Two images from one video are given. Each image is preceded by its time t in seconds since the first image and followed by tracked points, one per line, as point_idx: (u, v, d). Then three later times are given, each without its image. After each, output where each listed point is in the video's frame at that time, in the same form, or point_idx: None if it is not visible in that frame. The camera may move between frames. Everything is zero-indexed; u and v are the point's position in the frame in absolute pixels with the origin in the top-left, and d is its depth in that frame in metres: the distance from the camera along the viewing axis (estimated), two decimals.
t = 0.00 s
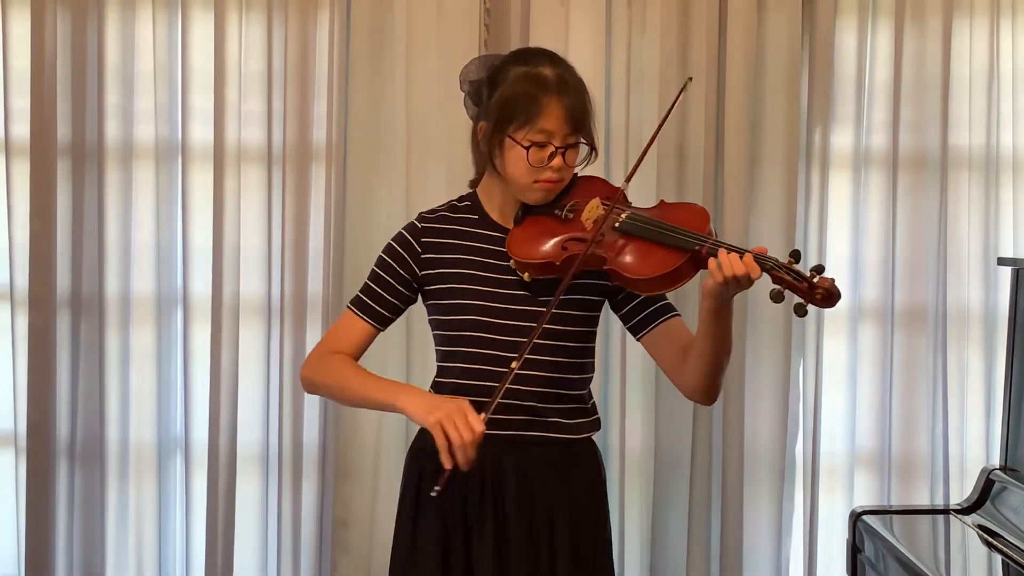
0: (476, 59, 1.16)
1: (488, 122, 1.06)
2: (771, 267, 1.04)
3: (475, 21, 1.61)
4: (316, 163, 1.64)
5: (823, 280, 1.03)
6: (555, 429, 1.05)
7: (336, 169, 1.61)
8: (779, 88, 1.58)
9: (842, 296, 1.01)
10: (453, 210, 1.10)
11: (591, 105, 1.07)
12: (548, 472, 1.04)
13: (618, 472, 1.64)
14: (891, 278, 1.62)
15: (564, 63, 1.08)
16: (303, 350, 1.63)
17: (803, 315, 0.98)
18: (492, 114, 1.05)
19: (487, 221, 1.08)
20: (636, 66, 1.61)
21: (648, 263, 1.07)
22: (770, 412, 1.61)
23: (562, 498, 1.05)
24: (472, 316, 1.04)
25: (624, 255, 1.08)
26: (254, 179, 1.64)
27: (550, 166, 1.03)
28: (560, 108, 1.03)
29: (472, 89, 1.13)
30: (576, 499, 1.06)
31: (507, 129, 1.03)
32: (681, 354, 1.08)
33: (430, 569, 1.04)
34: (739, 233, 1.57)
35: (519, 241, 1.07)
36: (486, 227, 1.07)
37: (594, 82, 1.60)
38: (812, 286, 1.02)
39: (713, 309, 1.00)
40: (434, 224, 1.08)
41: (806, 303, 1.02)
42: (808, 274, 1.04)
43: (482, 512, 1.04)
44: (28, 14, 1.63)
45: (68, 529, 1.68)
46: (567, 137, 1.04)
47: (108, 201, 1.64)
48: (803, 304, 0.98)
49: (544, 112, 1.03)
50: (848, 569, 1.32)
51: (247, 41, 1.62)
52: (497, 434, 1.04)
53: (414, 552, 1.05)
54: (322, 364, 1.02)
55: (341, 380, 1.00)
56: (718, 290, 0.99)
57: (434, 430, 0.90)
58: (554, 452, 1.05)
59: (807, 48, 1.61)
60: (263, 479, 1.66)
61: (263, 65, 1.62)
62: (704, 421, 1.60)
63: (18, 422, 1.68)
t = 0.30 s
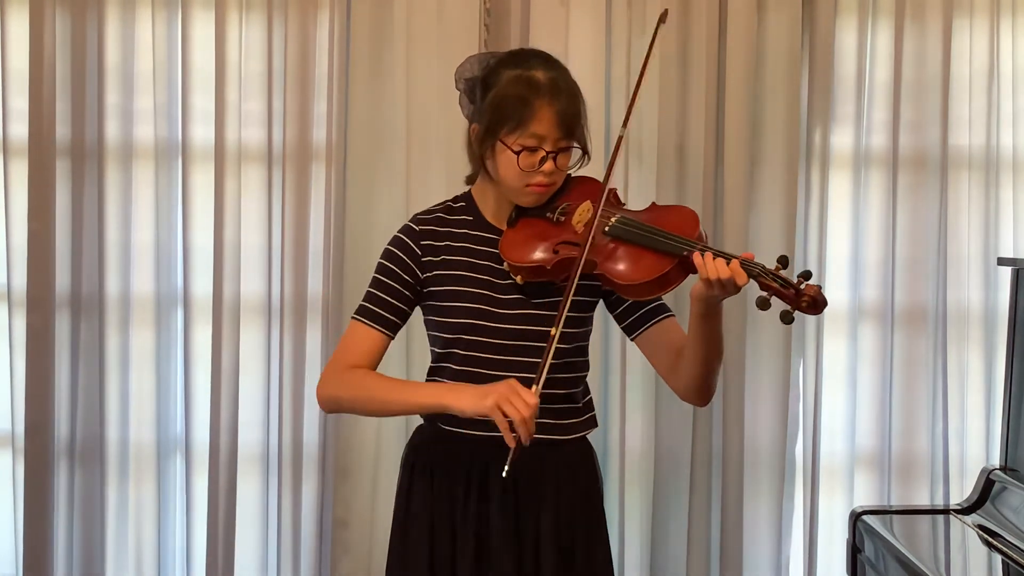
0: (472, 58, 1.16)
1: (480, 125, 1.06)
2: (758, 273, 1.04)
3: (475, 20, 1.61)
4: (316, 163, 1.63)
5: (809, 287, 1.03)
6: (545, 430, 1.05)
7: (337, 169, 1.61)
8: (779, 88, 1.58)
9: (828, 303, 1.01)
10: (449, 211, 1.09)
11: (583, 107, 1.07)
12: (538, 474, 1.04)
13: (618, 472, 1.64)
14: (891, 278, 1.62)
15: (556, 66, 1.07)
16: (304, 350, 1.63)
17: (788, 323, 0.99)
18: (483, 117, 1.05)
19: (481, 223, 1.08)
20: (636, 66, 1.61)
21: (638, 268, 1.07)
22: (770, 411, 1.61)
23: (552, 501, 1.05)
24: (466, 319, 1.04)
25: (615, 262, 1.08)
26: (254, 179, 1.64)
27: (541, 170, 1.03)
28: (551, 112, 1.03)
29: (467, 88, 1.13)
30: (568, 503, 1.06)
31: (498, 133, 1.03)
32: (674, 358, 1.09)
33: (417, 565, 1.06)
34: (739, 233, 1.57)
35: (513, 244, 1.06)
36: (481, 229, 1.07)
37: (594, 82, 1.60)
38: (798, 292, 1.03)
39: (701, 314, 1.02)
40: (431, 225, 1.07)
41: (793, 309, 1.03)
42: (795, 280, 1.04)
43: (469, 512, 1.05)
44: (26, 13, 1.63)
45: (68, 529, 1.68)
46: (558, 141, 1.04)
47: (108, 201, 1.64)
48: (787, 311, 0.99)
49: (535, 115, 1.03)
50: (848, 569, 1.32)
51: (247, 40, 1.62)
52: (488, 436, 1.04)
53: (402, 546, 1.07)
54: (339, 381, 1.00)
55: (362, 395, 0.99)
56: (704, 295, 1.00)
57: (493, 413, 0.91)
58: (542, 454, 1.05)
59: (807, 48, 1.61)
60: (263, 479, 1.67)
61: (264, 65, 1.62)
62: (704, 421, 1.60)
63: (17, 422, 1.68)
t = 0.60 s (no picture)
0: (463, 59, 1.16)
1: (470, 126, 1.06)
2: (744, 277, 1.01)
3: (475, 21, 1.61)
4: (316, 163, 1.64)
5: (796, 292, 1.01)
6: (543, 430, 1.04)
7: (336, 169, 1.61)
8: (779, 88, 1.59)
9: (813, 309, 1.00)
10: (438, 211, 1.09)
11: (574, 108, 1.07)
12: (535, 477, 1.04)
13: (619, 471, 1.64)
14: (891, 278, 1.62)
15: (547, 66, 1.07)
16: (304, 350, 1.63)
17: (775, 327, 0.96)
18: (474, 118, 1.05)
19: (472, 223, 1.07)
20: (636, 66, 1.61)
21: (626, 269, 1.06)
22: (770, 411, 1.61)
23: (549, 503, 1.05)
24: (453, 319, 1.04)
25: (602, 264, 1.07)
26: (254, 179, 1.64)
27: (531, 171, 1.03)
28: (541, 112, 1.03)
29: (458, 89, 1.13)
30: (565, 505, 1.06)
31: (489, 133, 1.03)
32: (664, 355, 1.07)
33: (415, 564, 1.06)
34: (739, 233, 1.57)
35: (503, 244, 1.07)
36: (470, 228, 1.07)
37: (594, 82, 1.60)
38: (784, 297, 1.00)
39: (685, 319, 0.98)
40: (417, 226, 1.08)
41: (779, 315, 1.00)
42: (781, 286, 1.01)
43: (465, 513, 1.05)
44: (27, 13, 1.63)
45: (68, 529, 1.68)
46: (548, 142, 1.04)
47: (108, 201, 1.64)
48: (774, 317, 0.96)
49: (525, 116, 1.03)
50: (848, 569, 1.32)
51: (247, 41, 1.62)
52: (488, 437, 1.03)
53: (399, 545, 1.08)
54: (297, 364, 1.07)
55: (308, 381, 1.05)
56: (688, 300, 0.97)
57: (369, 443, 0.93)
58: (539, 456, 1.04)
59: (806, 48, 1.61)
60: (263, 478, 1.67)
61: (264, 65, 1.62)
62: (704, 421, 1.60)
63: (17, 422, 1.68)
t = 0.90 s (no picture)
0: (451, 59, 1.16)
1: (461, 122, 1.06)
2: (745, 259, 1.03)
3: (475, 20, 1.61)
4: (316, 163, 1.64)
5: (797, 273, 1.02)
6: (535, 428, 1.05)
7: (337, 169, 1.61)
8: (778, 88, 1.58)
9: (815, 288, 1.00)
10: (429, 208, 1.09)
11: (565, 104, 1.07)
12: (529, 478, 1.04)
13: (618, 472, 1.64)
14: (891, 278, 1.62)
15: (539, 63, 1.07)
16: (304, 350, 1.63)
17: (777, 308, 0.97)
18: (465, 112, 1.05)
19: (461, 219, 1.07)
20: (636, 66, 1.61)
21: (622, 257, 1.08)
22: (770, 411, 1.61)
23: (541, 503, 1.05)
24: (445, 314, 1.04)
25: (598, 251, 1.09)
26: (254, 179, 1.64)
27: (524, 166, 1.03)
28: (533, 107, 1.03)
29: (447, 88, 1.13)
30: (556, 505, 1.06)
31: (481, 128, 1.03)
32: (655, 352, 1.07)
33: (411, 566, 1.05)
34: (740, 233, 1.57)
35: (495, 238, 1.07)
36: (462, 224, 1.07)
37: (593, 81, 1.60)
38: (786, 278, 1.02)
39: (682, 304, 0.99)
40: (409, 220, 1.07)
41: (780, 295, 1.02)
42: (782, 267, 1.03)
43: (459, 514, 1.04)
44: (27, 13, 1.63)
45: (68, 529, 1.68)
46: (540, 137, 1.04)
47: (108, 201, 1.64)
48: (775, 297, 0.98)
49: (517, 111, 1.03)
50: (848, 569, 1.32)
51: (247, 40, 1.62)
52: (484, 436, 1.03)
53: (390, 545, 1.07)
54: (289, 352, 1.00)
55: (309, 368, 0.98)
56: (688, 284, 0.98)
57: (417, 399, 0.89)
58: (533, 455, 1.04)
59: (806, 47, 1.61)
60: (263, 479, 1.67)
61: (264, 65, 1.62)
62: (705, 421, 1.60)
63: (17, 422, 1.68)
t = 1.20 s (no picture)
0: (454, 58, 1.14)
1: (474, 120, 1.05)
2: (772, 257, 1.04)
3: (475, 20, 1.61)
4: (316, 163, 1.64)
5: (825, 269, 1.03)
6: (544, 430, 1.05)
7: (337, 169, 1.61)
8: (779, 88, 1.58)
9: (843, 284, 1.01)
10: (439, 208, 1.09)
11: (577, 100, 1.08)
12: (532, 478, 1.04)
13: (618, 472, 1.64)
14: (891, 278, 1.62)
15: (550, 59, 1.08)
16: (304, 350, 1.63)
17: (803, 305, 0.98)
18: (479, 110, 1.04)
19: (471, 219, 1.08)
20: (636, 66, 1.61)
21: (641, 255, 1.07)
22: (770, 411, 1.61)
23: (548, 504, 1.05)
24: (462, 315, 1.03)
25: (616, 249, 1.08)
26: (254, 179, 1.64)
27: (540, 162, 1.03)
28: (550, 102, 1.04)
29: (452, 86, 1.12)
30: (562, 506, 1.06)
31: (496, 125, 1.03)
32: (668, 350, 1.09)
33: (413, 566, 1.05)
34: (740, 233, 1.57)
35: (506, 235, 1.07)
36: (473, 224, 1.07)
37: (594, 81, 1.60)
38: (813, 275, 1.03)
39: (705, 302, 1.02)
40: (422, 221, 1.07)
41: (807, 292, 1.02)
42: (808, 265, 1.04)
43: (466, 514, 1.04)
44: (27, 13, 1.63)
45: (68, 530, 1.68)
46: (556, 132, 1.04)
47: (108, 201, 1.64)
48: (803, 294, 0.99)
49: (534, 107, 1.03)
50: (848, 569, 1.32)
51: (247, 40, 1.62)
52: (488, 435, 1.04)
53: (394, 545, 1.06)
54: (332, 366, 0.97)
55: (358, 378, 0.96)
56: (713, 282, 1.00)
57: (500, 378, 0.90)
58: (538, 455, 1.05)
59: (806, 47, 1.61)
60: (263, 479, 1.67)
61: (264, 65, 1.62)
62: (704, 422, 1.60)
63: (17, 422, 1.68)
